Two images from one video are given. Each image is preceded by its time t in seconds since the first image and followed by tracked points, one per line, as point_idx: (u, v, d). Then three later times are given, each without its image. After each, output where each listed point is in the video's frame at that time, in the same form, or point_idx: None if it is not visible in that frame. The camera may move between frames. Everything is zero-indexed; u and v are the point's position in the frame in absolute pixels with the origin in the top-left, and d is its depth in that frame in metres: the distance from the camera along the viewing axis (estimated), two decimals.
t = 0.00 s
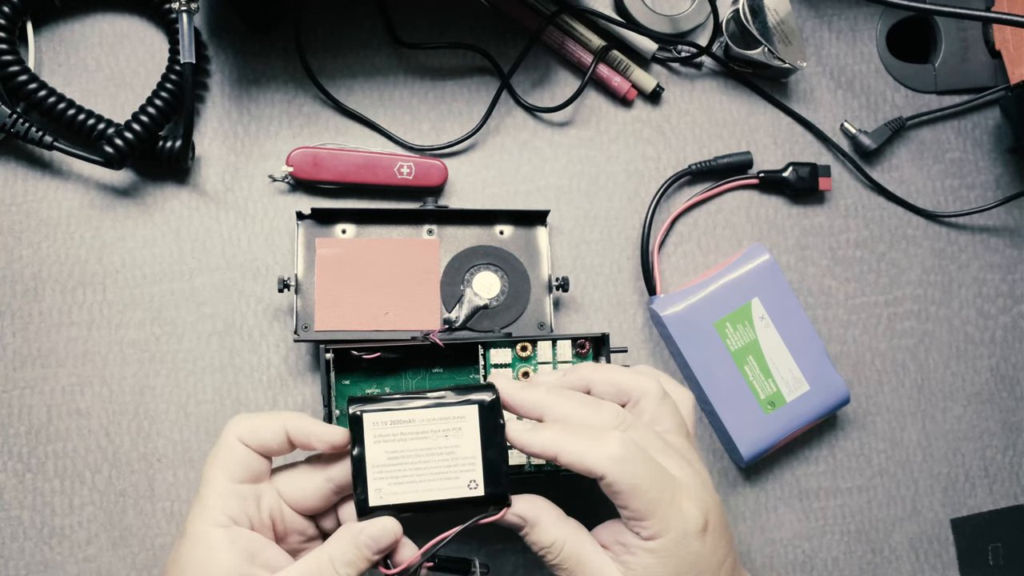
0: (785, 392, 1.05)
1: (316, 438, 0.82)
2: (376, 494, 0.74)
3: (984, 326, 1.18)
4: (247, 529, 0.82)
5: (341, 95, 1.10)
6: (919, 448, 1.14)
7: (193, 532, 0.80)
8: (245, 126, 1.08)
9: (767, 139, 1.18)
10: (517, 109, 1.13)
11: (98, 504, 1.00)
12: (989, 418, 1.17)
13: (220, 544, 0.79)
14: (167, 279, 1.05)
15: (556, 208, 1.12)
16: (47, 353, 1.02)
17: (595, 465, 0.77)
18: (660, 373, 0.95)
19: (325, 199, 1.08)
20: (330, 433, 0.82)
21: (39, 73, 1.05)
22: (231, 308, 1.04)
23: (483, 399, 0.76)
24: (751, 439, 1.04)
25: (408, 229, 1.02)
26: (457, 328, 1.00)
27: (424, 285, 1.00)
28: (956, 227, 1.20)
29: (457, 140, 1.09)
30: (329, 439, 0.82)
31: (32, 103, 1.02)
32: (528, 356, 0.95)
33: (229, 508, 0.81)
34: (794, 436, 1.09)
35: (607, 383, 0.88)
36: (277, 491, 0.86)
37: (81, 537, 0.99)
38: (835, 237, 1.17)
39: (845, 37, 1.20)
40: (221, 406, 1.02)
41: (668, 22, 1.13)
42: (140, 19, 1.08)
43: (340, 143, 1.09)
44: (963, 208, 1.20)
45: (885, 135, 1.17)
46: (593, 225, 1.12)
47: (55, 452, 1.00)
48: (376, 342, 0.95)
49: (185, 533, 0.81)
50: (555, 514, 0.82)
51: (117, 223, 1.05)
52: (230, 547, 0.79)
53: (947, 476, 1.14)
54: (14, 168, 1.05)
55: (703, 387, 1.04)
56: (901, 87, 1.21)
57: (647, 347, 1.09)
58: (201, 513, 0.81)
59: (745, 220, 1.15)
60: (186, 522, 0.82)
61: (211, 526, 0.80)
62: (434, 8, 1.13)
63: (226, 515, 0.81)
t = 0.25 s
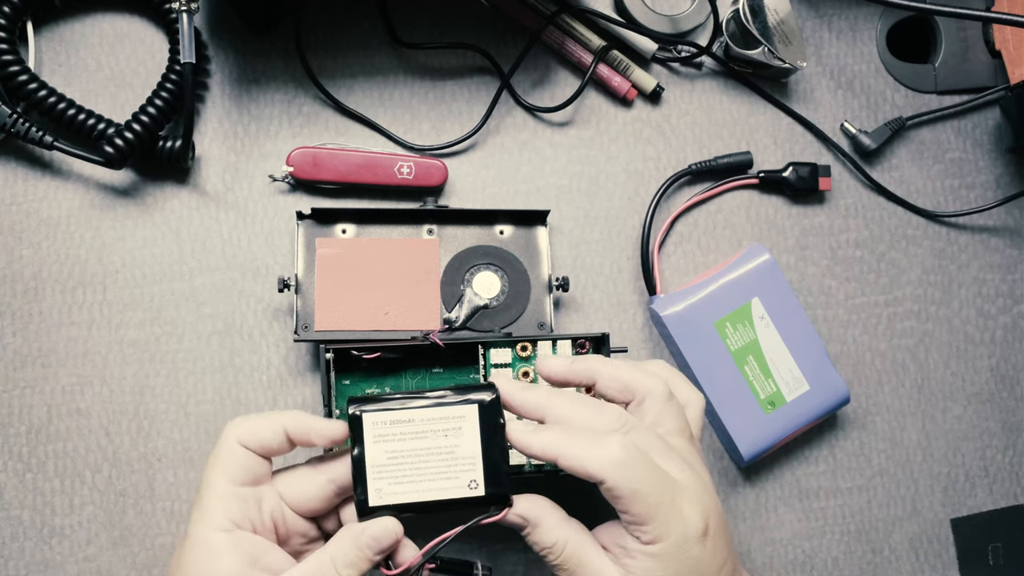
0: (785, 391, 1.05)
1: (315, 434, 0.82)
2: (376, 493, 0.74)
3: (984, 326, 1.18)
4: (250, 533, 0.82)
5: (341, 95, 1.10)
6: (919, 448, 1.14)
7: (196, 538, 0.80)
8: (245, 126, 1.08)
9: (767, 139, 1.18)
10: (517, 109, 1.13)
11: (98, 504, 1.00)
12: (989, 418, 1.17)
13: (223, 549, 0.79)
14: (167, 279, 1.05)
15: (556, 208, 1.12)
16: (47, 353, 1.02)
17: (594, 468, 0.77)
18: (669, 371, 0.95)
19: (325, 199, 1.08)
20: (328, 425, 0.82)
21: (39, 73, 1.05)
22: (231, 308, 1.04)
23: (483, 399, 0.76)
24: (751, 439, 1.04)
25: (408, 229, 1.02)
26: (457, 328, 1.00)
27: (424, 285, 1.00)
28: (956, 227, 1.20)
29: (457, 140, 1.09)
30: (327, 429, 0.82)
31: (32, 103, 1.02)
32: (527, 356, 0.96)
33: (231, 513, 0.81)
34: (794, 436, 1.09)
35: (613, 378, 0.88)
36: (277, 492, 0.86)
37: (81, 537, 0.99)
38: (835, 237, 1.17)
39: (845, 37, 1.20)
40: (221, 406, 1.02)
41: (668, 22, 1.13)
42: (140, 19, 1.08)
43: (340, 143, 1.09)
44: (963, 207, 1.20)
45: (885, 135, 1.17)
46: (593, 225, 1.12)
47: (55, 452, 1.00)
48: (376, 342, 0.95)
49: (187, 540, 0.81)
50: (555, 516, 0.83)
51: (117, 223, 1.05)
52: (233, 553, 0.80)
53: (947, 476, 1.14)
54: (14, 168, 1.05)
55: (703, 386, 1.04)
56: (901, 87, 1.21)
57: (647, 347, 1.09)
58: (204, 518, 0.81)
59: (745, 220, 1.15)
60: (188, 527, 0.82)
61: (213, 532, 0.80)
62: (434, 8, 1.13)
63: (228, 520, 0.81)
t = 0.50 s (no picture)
0: (785, 392, 1.05)
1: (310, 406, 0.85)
2: (371, 483, 0.74)
3: (984, 326, 1.18)
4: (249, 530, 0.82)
5: (341, 95, 1.10)
6: (919, 448, 1.14)
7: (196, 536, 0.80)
8: (246, 126, 1.08)
9: (767, 139, 1.18)
10: (517, 109, 1.13)
11: (98, 504, 1.00)
12: (989, 418, 1.17)
13: (224, 547, 0.79)
14: (167, 279, 1.05)
15: (556, 208, 1.12)
16: (47, 353, 1.02)
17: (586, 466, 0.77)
18: (672, 368, 0.94)
19: (325, 199, 1.08)
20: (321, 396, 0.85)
21: (39, 73, 1.05)
22: (231, 308, 1.04)
23: (476, 386, 0.76)
24: (751, 439, 1.04)
25: (408, 229, 1.02)
26: (457, 327, 1.00)
27: (424, 285, 1.00)
28: (956, 227, 1.20)
29: (457, 140, 1.09)
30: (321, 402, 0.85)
31: (32, 103, 1.02)
32: (528, 356, 0.96)
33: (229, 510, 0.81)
34: (795, 436, 1.09)
35: (615, 372, 0.88)
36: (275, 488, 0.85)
37: (81, 537, 0.99)
38: (835, 237, 1.17)
39: (845, 37, 1.20)
40: (221, 406, 1.02)
41: (668, 22, 1.13)
42: (140, 19, 1.08)
43: (340, 143, 1.09)
44: (963, 207, 1.20)
45: (884, 135, 1.17)
46: (593, 225, 1.12)
47: (55, 452, 1.00)
48: (376, 341, 0.95)
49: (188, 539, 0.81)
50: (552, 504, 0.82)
51: (117, 223, 1.05)
52: (233, 550, 0.79)
53: (947, 476, 1.14)
54: (14, 168, 1.05)
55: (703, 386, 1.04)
56: (901, 87, 1.21)
57: (647, 347, 1.09)
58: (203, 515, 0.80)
59: (745, 220, 1.15)
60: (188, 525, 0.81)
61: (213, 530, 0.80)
62: (434, 8, 1.13)
63: (227, 518, 0.81)
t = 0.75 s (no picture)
0: (785, 391, 1.05)
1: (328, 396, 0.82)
2: (367, 484, 0.74)
3: (984, 326, 1.18)
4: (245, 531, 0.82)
5: (341, 95, 1.10)
6: (919, 448, 1.14)
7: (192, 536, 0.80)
8: (246, 126, 1.08)
9: (767, 139, 1.18)
10: (517, 109, 1.13)
11: (98, 504, 1.00)
12: (989, 418, 1.17)
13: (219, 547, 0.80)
14: (167, 279, 1.05)
15: (556, 208, 1.12)
16: (47, 353, 1.02)
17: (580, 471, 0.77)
18: (681, 370, 0.94)
19: (326, 199, 1.08)
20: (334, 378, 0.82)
21: (39, 73, 1.05)
22: (231, 308, 1.04)
23: (473, 386, 0.75)
24: (751, 439, 1.04)
25: (408, 229, 1.02)
26: (457, 327, 1.00)
27: (424, 285, 1.00)
28: (956, 227, 1.20)
29: (457, 140, 1.09)
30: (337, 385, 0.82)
31: (32, 103, 1.02)
32: (527, 356, 0.95)
33: (227, 513, 0.81)
34: (795, 436, 1.09)
35: (624, 372, 0.88)
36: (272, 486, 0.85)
37: (81, 537, 0.99)
38: (835, 237, 1.17)
39: (845, 37, 1.20)
40: (221, 406, 1.02)
41: (668, 22, 1.13)
42: (140, 19, 1.08)
43: (340, 143, 1.09)
44: (963, 208, 1.20)
45: (884, 135, 1.17)
46: (593, 225, 1.12)
47: (55, 452, 1.00)
48: (377, 341, 0.95)
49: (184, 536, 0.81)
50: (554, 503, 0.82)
51: (117, 223, 1.05)
52: (229, 548, 0.80)
53: (947, 476, 1.14)
54: (14, 167, 1.05)
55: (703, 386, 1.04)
56: (901, 87, 1.21)
57: (647, 347, 1.09)
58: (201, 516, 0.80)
59: (745, 220, 1.15)
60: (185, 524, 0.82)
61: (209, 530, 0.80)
62: (434, 8, 1.13)
63: (223, 518, 0.81)
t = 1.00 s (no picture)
0: (785, 392, 1.05)
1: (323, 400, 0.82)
2: (371, 495, 0.74)
3: (984, 326, 1.18)
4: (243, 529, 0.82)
5: (341, 95, 1.10)
6: (919, 448, 1.14)
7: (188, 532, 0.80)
8: (246, 126, 1.08)
9: (767, 139, 1.18)
10: (517, 109, 1.13)
11: (98, 504, 1.00)
12: (989, 418, 1.17)
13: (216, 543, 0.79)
14: (167, 279, 1.05)
15: (556, 208, 1.12)
16: (47, 353, 1.02)
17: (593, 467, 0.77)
18: (687, 367, 0.94)
19: (326, 199, 1.08)
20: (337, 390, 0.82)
21: (39, 73, 1.05)
22: (231, 308, 1.04)
23: (473, 391, 0.76)
24: (751, 439, 1.04)
25: (408, 229, 1.02)
26: (457, 328, 1.00)
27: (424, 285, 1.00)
28: (956, 227, 1.20)
29: (457, 140, 1.09)
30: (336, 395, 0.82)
31: (32, 103, 1.02)
32: (528, 356, 0.95)
33: (224, 509, 0.81)
34: (795, 436, 1.09)
35: (630, 368, 0.87)
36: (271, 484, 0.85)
37: (81, 537, 0.99)
38: (835, 237, 1.17)
39: (845, 37, 1.20)
40: (221, 406, 1.02)
41: (668, 22, 1.13)
42: (140, 19, 1.08)
43: (340, 143, 1.09)
44: (963, 207, 1.20)
45: (884, 135, 1.17)
46: (593, 225, 1.12)
47: (55, 452, 1.00)
48: (377, 341, 0.95)
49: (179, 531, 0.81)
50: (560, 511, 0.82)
51: (117, 223, 1.05)
52: (225, 545, 0.80)
53: (947, 476, 1.14)
54: (14, 168, 1.05)
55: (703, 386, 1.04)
56: (901, 87, 1.21)
57: (647, 347, 1.09)
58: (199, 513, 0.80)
59: (745, 220, 1.15)
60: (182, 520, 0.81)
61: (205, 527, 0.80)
62: (434, 8, 1.13)
63: (221, 515, 0.81)
